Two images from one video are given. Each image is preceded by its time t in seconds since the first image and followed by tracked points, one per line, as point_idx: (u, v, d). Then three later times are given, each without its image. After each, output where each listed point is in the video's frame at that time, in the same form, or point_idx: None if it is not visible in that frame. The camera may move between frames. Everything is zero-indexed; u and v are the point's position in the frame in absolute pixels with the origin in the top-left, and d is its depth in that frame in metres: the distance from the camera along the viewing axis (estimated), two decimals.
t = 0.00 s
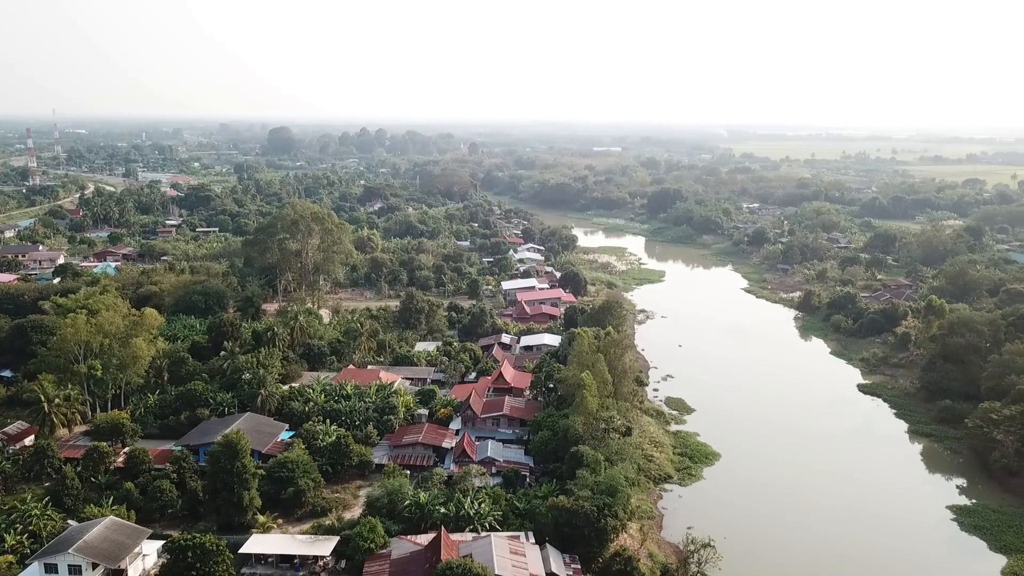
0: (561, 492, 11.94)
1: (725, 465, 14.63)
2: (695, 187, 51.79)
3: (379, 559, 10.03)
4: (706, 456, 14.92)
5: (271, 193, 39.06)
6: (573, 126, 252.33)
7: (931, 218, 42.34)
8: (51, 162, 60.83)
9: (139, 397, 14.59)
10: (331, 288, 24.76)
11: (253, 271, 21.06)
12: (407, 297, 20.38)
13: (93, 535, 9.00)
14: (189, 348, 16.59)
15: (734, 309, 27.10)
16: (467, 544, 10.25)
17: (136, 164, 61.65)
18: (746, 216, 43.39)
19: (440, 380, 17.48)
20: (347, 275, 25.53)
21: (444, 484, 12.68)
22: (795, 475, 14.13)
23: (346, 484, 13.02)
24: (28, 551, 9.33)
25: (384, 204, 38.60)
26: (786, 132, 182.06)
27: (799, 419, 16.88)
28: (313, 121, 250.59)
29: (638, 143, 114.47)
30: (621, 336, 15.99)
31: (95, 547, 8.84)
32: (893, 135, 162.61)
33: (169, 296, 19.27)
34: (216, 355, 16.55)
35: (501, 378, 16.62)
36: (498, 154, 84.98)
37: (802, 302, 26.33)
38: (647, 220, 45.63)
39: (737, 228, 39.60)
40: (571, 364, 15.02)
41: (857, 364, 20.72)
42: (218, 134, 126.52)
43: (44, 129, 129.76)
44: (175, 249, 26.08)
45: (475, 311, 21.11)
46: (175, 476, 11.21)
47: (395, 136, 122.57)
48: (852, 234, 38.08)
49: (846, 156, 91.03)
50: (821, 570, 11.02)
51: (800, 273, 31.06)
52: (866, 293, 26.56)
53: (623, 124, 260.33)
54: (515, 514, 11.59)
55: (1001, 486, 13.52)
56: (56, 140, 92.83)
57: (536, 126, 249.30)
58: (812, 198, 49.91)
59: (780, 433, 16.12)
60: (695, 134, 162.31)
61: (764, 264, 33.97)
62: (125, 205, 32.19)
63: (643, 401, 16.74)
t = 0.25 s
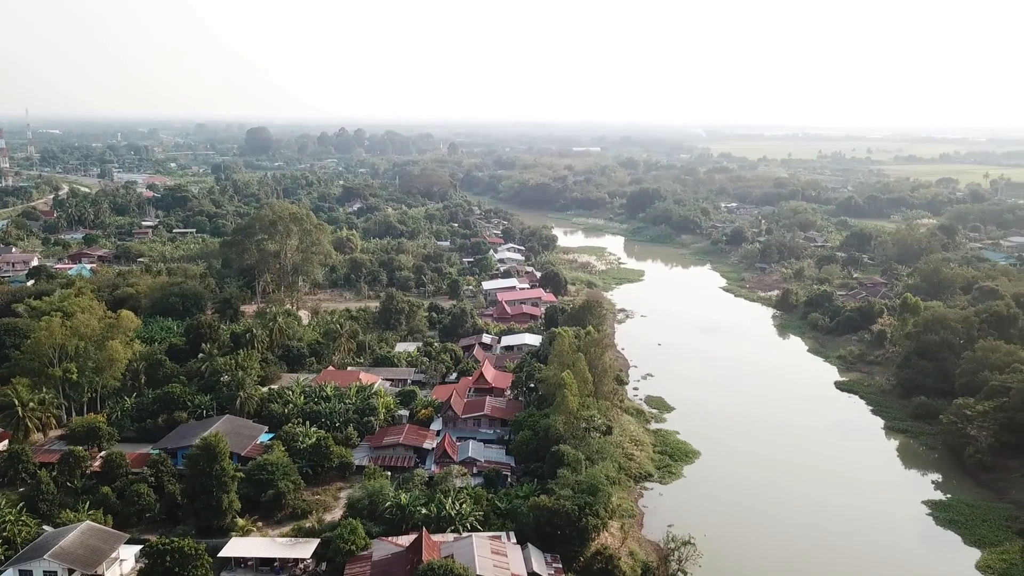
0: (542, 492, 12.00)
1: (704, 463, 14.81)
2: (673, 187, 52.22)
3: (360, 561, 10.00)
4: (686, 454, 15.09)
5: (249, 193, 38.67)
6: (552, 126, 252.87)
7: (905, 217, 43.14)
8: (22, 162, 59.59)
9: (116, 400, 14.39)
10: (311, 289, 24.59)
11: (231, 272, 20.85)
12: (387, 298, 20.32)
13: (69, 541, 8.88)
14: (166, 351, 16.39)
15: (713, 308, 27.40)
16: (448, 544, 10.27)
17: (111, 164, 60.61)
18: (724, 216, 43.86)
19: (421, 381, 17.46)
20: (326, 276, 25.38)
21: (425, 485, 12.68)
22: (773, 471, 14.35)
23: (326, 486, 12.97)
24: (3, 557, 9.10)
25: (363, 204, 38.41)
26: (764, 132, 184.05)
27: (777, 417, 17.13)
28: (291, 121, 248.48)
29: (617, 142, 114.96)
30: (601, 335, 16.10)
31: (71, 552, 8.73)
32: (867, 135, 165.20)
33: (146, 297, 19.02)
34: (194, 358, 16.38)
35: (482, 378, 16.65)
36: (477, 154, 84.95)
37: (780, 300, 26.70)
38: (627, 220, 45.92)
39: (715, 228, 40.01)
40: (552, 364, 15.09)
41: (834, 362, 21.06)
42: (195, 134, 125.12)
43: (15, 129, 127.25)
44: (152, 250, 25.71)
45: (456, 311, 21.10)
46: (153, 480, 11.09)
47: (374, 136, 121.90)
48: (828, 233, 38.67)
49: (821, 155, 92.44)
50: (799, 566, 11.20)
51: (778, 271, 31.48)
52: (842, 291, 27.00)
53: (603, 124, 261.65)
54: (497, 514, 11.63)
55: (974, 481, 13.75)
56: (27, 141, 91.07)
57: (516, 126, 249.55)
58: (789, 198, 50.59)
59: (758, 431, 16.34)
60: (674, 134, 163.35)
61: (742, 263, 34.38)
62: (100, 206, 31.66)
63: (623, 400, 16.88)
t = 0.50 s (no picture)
0: (523, 491, 12.06)
1: (684, 461, 14.97)
2: (652, 187, 52.61)
3: (341, 564, 9.99)
4: (666, 453, 15.24)
5: (226, 194, 38.21)
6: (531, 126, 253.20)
7: (880, 216, 43.92)
8: None
9: (91, 404, 14.18)
10: (289, 290, 24.40)
11: (209, 273, 20.61)
12: (366, 299, 20.24)
13: (44, 546, 8.73)
14: (143, 354, 16.19)
15: (692, 307, 27.67)
16: (430, 545, 10.29)
17: (83, 165, 59.44)
18: (702, 215, 44.29)
19: (401, 382, 17.43)
20: (304, 277, 25.20)
21: (406, 486, 12.68)
22: (752, 468, 14.55)
23: (307, 488, 12.91)
24: None
25: (342, 205, 38.16)
26: (741, 131, 186.20)
27: (754, 414, 17.39)
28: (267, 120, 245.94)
29: (596, 142, 115.46)
30: (581, 333, 16.21)
31: (47, 558, 8.59)
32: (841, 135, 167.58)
33: (122, 300, 18.75)
34: (171, 360, 16.18)
35: (463, 378, 16.67)
36: (456, 154, 84.85)
37: (758, 299, 27.05)
38: (606, 220, 46.16)
39: (693, 227, 40.38)
40: (532, 363, 15.15)
41: (811, 360, 21.40)
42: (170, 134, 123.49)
43: None
44: (128, 252, 25.30)
45: (436, 311, 21.07)
46: (130, 484, 10.96)
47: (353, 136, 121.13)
48: (805, 232, 39.23)
49: (797, 155, 93.77)
50: (777, 561, 11.37)
51: (755, 270, 31.88)
52: (819, 290, 27.43)
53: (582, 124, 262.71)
54: (478, 514, 11.66)
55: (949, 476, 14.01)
56: None
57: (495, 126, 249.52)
58: (767, 197, 51.23)
59: (736, 428, 16.57)
60: (652, 133, 164.34)
61: (721, 262, 34.75)
62: (74, 207, 31.08)
63: (603, 399, 17.01)
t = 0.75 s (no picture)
0: (505, 491, 12.10)
1: (664, 459, 15.13)
2: (631, 186, 52.95)
3: (322, 566, 9.95)
4: (646, 451, 15.39)
5: (202, 194, 37.74)
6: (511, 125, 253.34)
7: (856, 215, 44.65)
8: None
9: (66, 407, 13.97)
10: (267, 291, 24.19)
11: (186, 275, 20.36)
12: (345, 300, 20.13)
13: (19, 552, 8.60)
14: (119, 356, 15.98)
15: (671, 306, 27.90)
16: (411, 546, 10.29)
17: (55, 165, 58.28)
18: (681, 215, 44.68)
19: (381, 382, 17.37)
20: (282, 278, 25.00)
21: (387, 487, 12.67)
22: (731, 465, 14.74)
23: (287, 490, 12.84)
24: None
25: (321, 205, 37.88)
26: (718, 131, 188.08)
27: (732, 412, 17.62)
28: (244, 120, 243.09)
29: (575, 143, 115.88)
30: (562, 333, 16.30)
31: (21, 565, 8.46)
32: (817, 136, 169.88)
33: (97, 302, 18.48)
34: (147, 363, 15.98)
35: (443, 378, 16.68)
36: (436, 154, 84.69)
37: (736, 298, 27.38)
38: (585, 220, 46.39)
39: (672, 226, 40.73)
40: (513, 363, 15.20)
41: (789, 357, 21.72)
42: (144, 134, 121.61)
43: None
44: (103, 253, 24.90)
45: (416, 312, 21.04)
46: (107, 488, 10.82)
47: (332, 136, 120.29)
48: (782, 231, 39.75)
49: (774, 155, 94.98)
50: (757, 556, 11.54)
51: (733, 269, 32.25)
52: (797, 288, 27.82)
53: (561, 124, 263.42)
54: (459, 515, 11.69)
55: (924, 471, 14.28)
56: None
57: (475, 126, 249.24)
58: (744, 196, 51.83)
59: (715, 426, 16.78)
60: (631, 134, 165.35)
61: (699, 261, 35.10)
62: (46, 209, 30.49)
63: (583, 398, 17.12)
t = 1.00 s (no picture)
0: (486, 491, 12.15)
1: (644, 458, 15.27)
2: (610, 186, 53.28)
3: (303, 568, 9.93)
4: (627, 450, 15.54)
5: (179, 195, 37.28)
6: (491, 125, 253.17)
7: (832, 214, 45.36)
8: None
9: (41, 411, 13.77)
10: (245, 292, 23.99)
11: (163, 276, 20.12)
12: (325, 301, 20.01)
13: None
14: (95, 359, 15.78)
15: (651, 305, 28.15)
16: (393, 548, 10.30)
17: (27, 166, 57.13)
18: (660, 214, 45.06)
19: (362, 384, 17.31)
20: (261, 279, 24.79)
21: (368, 489, 12.66)
22: (711, 463, 14.95)
23: (266, 493, 12.76)
24: None
25: (299, 205, 37.60)
26: (696, 132, 189.77)
27: (711, 410, 17.84)
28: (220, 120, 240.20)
29: (554, 142, 116.19)
30: (542, 333, 16.39)
31: None
32: (792, 135, 172.19)
33: (72, 304, 18.20)
34: (124, 366, 15.81)
35: (424, 379, 16.68)
36: (415, 154, 84.43)
37: (715, 297, 27.70)
38: (565, 220, 46.58)
39: (651, 226, 41.06)
40: (494, 363, 15.24)
41: (768, 355, 22.02)
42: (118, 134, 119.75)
43: None
44: (78, 255, 24.51)
45: (396, 313, 20.99)
46: (83, 493, 10.69)
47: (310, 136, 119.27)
48: (759, 230, 40.24)
49: (752, 155, 96.11)
50: (737, 552, 11.73)
51: (712, 268, 32.60)
52: (775, 287, 28.21)
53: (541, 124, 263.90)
54: (441, 515, 11.71)
55: (902, 468, 14.50)
56: None
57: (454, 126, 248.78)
58: (723, 196, 52.39)
59: (694, 423, 17.00)
60: (610, 133, 166.05)
61: (678, 261, 35.42)
62: (19, 210, 29.93)
63: (564, 397, 17.22)
